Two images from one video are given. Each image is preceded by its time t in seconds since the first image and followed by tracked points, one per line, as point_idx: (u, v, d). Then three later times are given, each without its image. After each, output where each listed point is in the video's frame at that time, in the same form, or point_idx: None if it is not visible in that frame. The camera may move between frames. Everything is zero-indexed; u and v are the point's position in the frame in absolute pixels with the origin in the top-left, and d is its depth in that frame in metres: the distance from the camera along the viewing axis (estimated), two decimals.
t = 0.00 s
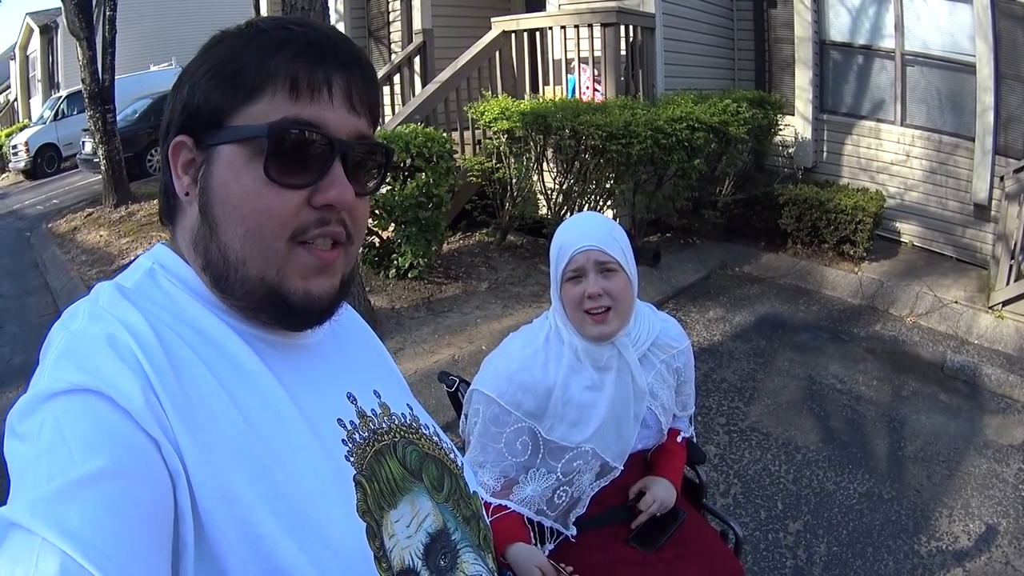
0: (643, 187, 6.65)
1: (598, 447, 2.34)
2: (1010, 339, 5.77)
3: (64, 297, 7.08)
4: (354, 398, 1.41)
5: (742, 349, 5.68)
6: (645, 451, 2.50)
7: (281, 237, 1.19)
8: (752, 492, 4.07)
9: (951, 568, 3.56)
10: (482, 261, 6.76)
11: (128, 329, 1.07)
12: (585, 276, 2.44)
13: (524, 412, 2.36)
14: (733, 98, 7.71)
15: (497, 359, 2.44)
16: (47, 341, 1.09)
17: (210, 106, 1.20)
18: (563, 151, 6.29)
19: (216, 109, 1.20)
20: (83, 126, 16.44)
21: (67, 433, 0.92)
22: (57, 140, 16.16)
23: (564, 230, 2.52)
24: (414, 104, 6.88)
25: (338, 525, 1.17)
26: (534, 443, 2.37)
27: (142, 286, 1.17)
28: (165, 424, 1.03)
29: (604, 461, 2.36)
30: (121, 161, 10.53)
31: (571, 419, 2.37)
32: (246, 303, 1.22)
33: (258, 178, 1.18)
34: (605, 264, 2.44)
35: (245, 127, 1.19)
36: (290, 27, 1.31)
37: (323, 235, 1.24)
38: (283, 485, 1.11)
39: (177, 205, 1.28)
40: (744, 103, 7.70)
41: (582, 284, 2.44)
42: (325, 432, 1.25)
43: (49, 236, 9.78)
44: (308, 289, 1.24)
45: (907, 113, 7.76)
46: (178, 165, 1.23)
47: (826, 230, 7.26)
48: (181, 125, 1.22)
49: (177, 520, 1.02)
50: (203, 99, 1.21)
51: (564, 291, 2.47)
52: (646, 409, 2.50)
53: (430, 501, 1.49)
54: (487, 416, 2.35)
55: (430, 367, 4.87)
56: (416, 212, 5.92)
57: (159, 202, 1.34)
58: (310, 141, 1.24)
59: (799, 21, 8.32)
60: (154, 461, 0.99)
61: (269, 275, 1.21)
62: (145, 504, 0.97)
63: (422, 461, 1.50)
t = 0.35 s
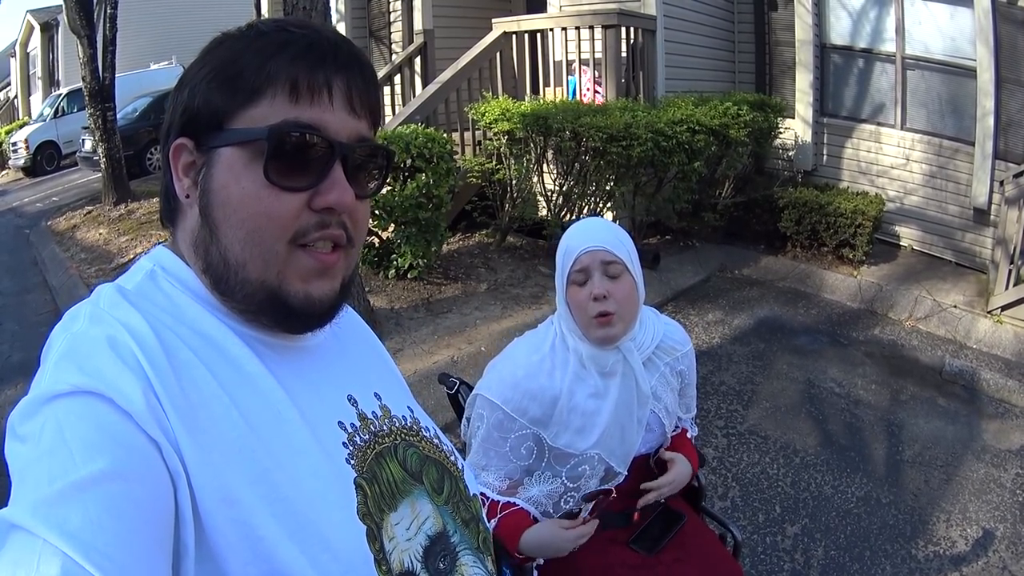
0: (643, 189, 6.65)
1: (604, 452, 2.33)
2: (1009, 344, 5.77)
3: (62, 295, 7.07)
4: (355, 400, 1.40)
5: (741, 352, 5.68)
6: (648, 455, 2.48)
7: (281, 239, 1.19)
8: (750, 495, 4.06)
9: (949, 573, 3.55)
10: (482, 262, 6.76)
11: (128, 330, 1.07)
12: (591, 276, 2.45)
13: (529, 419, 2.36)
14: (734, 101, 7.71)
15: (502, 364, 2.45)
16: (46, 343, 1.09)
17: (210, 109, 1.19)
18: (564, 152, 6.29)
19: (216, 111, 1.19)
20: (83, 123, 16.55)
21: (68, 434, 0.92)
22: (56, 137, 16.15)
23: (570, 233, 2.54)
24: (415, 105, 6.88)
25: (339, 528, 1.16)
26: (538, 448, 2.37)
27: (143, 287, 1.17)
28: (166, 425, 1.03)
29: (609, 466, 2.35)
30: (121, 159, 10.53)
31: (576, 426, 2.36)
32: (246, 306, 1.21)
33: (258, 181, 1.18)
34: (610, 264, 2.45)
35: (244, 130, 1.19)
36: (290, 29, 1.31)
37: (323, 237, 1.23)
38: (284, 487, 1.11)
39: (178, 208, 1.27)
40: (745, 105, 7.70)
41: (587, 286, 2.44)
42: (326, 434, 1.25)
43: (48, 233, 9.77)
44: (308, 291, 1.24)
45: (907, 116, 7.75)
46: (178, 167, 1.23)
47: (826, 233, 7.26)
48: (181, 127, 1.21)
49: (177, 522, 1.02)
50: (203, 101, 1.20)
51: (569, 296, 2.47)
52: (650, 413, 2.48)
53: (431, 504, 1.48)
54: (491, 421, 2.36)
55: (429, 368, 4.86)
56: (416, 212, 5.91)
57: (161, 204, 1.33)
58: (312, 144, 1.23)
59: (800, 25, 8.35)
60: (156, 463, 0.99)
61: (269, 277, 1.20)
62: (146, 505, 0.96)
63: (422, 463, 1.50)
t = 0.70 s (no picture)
0: (645, 191, 6.67)
1: (605, 454, 2.35)
2: (1009, 349, 5.77)
3: (65, 292, 7.09)
4: (357, 401, 1.41)
5: (743, 354, 5.68)
6: (650, 457, 2.53)
7: (255, 235, 1.18)
8: (751, 498, 4.07)
9: None
10: (484, 262, 6.77)
11: (130, 329, 1.08)
12: (599, 279, 2.44)
13: (532, 418, 2.37)
14: (737, 103, 7.72)
15: (506, 364, 2.46)
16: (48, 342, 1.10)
17: (199, 108, 1.22)
18: (567, 153, 6.29)
19: (203, 110, 1.22)
20: (85, 121, 16.49)
21: (69, 434, 0.93)
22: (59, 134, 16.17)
23: (577, 235, 2.53)
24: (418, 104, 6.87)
25: (338, 530, 1.17)
26: (541, 449, 2.39)
27: (146, 288, 1.18)
28: (168, 425, 1.04)
29: (610, 468, 2.37)
30: (123, 156, 10.54)
31: (578, 426, 2.38)
32: (228, 304, 1.21)
33: (234, 177, 1.18)
34: (619, 268, 2.45)
35: (225, 127, 1.20)
36: (278, 26, 1.32)
37: (301, 235, 1.22)
38: (284, 488, 1.11)
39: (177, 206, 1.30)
40: (748, 108, 7.70)
41: (595, 289, 2.44)
42: (327, 435, 1.26)
43: (50, 230, 9.77)
44: (286, 291, 1.23)
45: (910, 120, 7.75)
46: (176, 165, 1.25)
47: (829, 236, 7.26)
48: (180, 129, 1.25)
49: (178, 523, 1.03)
50: (194, 101, 1.23)
51: (576, 297, 2.46)
52: (652, 415, 2.50)
53: (432, 506, 1.49)
54: (494, 420, 2.36)
55: (431, 368, 4.87)
56: (419, 212, 5.92)
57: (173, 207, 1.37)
58: (287, 139, 1.22)
59: (804, 28, 8.40)
60: (157, 463, 1.00)
61: (247, 275, 1.19)
62: (146, 505, 0.97)
63: (424, 465, 1.51)
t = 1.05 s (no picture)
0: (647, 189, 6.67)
1: (608, 452, 2.35)
2: (1011, 347, 5.76)
3: (66, 291, 7.10)
4: (358, 400, 1.41)
5: (744, 352, 5.68)
6: (651, 456, 2.52)
7: (269, 235, 1.19)
8: (752, 496, 4.07)
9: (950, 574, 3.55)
10: (485, 261, 6.77)
11: (130, 328, 1.08)
12: (595, 281, 2.44)
13: (533, 417, 2.37)
14: (738, 101, 7.71)
15: (508, 364, 2.46)
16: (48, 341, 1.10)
17: (206, 107, 1.22)
18: (568, 152, 6.30)
19: (211, 109, 1.21)
20: (86, 120, 16.49)
21: (69, 432, 0.93)
22: (60, 133, 16.19)
23: (573, 235, 2.53)
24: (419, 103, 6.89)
25: (339, 529, 1.18)
26: (542, 448, 2.39)
27: (146, 286, 1.18)
28: (168, 424, 1.04)
29: (612, 467, 2.37)
30: (124, 155, 10.55)
31: (580, 425, 2.39)
32: (238, 303, 1.21)
33: (247, 177, 1.19)
34: (614, 268, 2.44)
35: (238, 125, 1.20)
36: (287, 25, 1.32)
37: (313, 235, 1.24)
38: (284, 487, 1.12)
39: (178, 204, 1.29)
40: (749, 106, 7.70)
41: (592, 290, 2.44)
42: (327, 434, 1.26)
43: (52, 229, 9.78)
44: (298, 290, 1.24)
45: (911, 118, 7.74)
46: (178, 164, 1.24)
47: (830, 234, 7.26)
48: (182, 125, 1.24)
49: (178, 521, 1.03)
50: (199, 99, 1.22)
51: (575, 299, 2.47)
52: (654, 414, 2.50)
53: (433, 504, 1.49)
54: (495, 419, 2.37)
55: (433, 367, 4.87)
56: (420, 210, 5.92)
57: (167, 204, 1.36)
58: (307, 142, 1.24)
59: (805, 26, 8.41)
60: (157, 462, 1.00)
61: (258, 274, 1.20)
62: (146, 504, 0.97)
63: (425, 463, 1.51)
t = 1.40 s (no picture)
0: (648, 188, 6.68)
1: (610, 450, 2.36)
2: (1011, 344, 5.76)
3: (67, 291, 7.11)
4: (360, 395, 1.41)
5: (745, 351, 5.69)
6: (653, 454, 2.53)
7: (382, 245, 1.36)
8: (754, 493, 4.08)
9: (951, 571, 3.56)
10: (486, 260, 6.77)
11: (131, 325, 1.09)
12: (600, 280, 2.45)
13: (536, 415, 2.38)
14: (739, 99, 7.72)
15: (510, 362, 2.47)
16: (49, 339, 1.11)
17: (342, 121, 1.23)
18: (569, 151, 6.32)
19: (347, 124, 1.24)
20: (86, 120, 16.51)
21: (70, 431, 0.94)
22: (60, 133, 16.19)
23: (577, 235, 2.53)
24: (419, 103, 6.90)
25: (343, 523, 1.19)
26: (545, 446, 2.40)
27: (147, 283, 1.18)
28: (169, 421, 1.05)
29: (614, 464, 2.38)
30: (125, 156, 10.56)
31: (582, 424, 2.40)
32: (337, 302, 1.32)
33: (377, 195, 1.32)
34: (618, 268, 2.45)
35: (377, 149, 1.30)
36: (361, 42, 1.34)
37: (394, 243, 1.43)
38: (287, 483, 1.13)
39: (251, 200, 1.22)
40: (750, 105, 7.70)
41: (596, 290, 2.44)
42: (330, 429, 1.26)
43: (52, 229, 9.79)
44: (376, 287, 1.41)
45: (911, 116, 7.75)
46: (285, 166, 1.19)
47: (831, 232, 7.28)
48: (306, 128, 1.19)
49: (181, 517, 1.04)
50: (333, 109, 1.22)
51: (578, 299, 2.48)
52: (656, 412, 2.51)
53: (435, 499, 1.50)
54: (498, 417, 2.38)
55: (434, 366, 4.88)
56: (421, 210, 5.94)
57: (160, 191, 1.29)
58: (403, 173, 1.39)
59: (805, 24, 8.41)
60: (159, 459, 1.01)
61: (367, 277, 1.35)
62: (148, 502, 0.98)
63: (426, 458, 1.52)
